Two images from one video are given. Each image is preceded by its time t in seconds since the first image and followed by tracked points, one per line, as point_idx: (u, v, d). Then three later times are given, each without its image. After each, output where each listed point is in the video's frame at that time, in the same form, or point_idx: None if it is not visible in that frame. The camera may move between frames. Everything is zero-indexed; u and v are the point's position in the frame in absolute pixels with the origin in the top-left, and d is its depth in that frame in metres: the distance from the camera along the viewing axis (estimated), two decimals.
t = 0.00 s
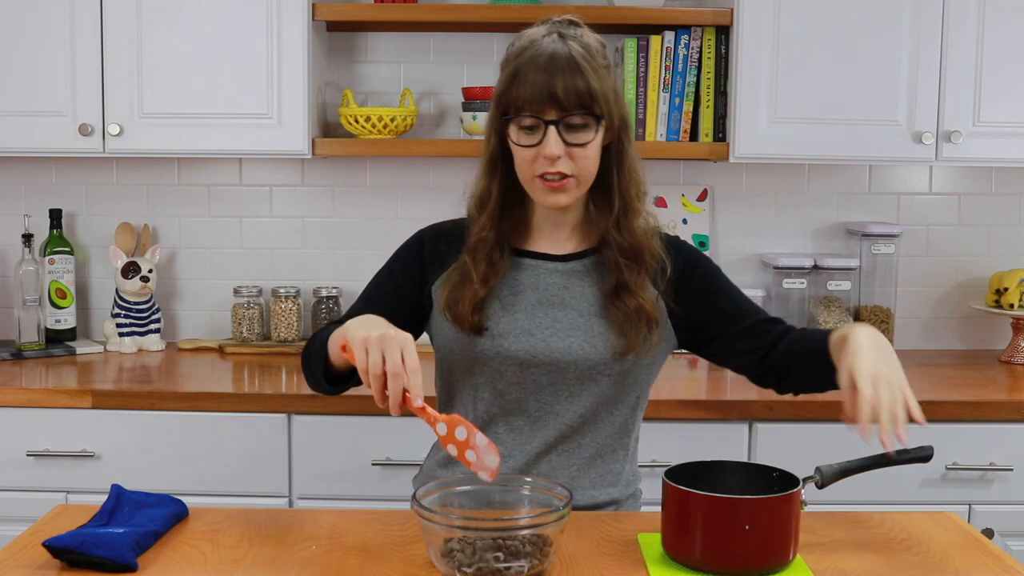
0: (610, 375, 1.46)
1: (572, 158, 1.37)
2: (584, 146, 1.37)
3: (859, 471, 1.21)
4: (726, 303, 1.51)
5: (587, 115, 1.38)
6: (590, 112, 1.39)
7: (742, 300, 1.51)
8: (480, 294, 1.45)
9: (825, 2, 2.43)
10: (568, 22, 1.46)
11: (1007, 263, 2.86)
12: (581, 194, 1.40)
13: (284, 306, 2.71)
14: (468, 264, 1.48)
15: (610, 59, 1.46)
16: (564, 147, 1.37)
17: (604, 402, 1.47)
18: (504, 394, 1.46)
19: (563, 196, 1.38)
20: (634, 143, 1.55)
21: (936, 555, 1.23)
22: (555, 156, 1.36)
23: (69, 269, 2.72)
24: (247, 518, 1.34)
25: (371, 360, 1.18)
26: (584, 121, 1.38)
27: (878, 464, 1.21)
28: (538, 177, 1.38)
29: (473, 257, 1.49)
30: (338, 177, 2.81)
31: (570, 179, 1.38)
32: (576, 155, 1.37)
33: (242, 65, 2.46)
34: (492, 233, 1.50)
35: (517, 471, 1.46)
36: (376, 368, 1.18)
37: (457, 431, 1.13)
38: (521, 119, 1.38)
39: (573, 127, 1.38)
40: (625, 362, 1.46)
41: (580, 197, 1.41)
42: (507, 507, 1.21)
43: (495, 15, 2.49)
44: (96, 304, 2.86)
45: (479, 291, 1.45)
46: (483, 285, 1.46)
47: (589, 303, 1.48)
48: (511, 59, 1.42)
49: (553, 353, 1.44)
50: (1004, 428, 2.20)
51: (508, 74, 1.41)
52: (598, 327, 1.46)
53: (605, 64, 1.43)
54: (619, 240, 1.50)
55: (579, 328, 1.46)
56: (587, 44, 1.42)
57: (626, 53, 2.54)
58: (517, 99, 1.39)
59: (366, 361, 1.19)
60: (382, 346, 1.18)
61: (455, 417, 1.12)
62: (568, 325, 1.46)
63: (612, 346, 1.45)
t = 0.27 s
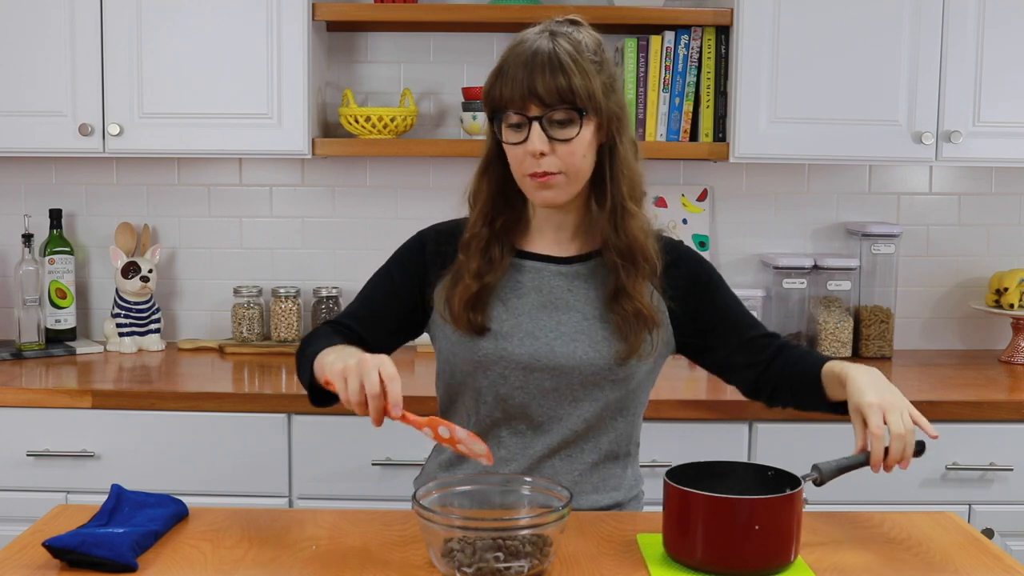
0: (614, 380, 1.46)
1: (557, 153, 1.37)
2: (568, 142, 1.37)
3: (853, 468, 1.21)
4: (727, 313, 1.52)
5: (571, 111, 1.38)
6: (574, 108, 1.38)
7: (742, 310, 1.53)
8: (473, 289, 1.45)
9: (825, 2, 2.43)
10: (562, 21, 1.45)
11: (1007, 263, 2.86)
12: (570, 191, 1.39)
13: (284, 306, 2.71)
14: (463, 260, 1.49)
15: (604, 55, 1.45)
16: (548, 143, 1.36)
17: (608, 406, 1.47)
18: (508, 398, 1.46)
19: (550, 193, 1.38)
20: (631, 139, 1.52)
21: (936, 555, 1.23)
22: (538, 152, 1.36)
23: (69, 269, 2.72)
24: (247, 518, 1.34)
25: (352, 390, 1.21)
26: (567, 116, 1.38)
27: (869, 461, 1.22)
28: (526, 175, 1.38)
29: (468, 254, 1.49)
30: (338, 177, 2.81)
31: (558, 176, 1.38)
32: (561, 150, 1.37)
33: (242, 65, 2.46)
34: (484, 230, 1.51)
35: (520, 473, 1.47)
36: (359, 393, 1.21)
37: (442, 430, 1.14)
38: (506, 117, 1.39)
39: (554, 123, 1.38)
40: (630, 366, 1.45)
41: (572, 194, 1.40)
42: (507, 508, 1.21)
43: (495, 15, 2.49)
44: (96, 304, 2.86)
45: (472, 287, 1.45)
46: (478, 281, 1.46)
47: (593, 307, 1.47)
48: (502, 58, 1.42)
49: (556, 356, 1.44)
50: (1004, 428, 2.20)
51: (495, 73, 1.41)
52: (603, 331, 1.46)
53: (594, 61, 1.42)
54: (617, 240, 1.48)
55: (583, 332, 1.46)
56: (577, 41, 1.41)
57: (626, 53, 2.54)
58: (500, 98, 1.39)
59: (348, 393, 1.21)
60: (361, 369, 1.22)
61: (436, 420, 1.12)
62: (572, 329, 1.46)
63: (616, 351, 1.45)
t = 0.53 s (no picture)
0: (618, 379, 1.46)
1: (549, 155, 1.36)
2: (558, 144, 1.37)
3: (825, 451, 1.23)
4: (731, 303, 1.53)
5: (561, 112, 1.37)
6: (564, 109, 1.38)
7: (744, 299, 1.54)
8: (473, 289, 1.45)
9: (825, 2, 2.43)
10: (555, 20, 1.45)
11: (1007, 263, 2.86)
12: (564, 196, 1.39)
13: (284, 306, 2.71)
14: (462, 261, 1.49)
15: (599, 53, 1.44)
16: (539, 146, 1.36)
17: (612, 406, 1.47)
18: (512, 397, 1.46)
19: (545, 196, 1.38)
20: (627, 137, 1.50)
21: (936, 555, 1.23)
22: (529, 156, 1.35)
23: (69, 269, 2.71)
24: (247, 518, 1.34)
25: (343, 386, 1.22)
26: (557, 118, 1.37)
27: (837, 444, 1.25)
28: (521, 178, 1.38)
29: (468, 254, 1.49)
30: (338, 177, 2.81)
31: (550, 180, 1.37)
32: (552, 153, 1.36)
33: (242, 65, 2.46)
34: (484, 233, 1.50)
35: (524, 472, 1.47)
36: (349, 399, 1.21)
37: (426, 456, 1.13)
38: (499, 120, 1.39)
39: (545, 124, 1.37)
40: (634, 366, 1.46)
41: (568, 198, 1.40)
42: (507, 508, 1.21)
43: (495, 15, 2.49)
44: (96, 304, 2.86)
45: (472, 287, 1.45)
46: (478, 284, 1.46)
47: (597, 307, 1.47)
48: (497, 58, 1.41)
49: (560, 356, 1.44)
50: (1004, 428, 2.20)
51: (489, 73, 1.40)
52: (607, 331, 1.46)
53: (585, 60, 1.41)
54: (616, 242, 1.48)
55: (587, 332, 1.46)
56: (570, 40, 1.41)
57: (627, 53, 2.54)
58: (492, 100, 1.39)
59: (337, 393, 1.22)
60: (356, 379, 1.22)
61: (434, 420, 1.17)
62: (577, 329, 1.46)
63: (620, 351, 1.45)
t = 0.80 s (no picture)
0: (619, 379, 1.46)
1: (546, 158, 1.37)
2: (556, 147, 1.37)
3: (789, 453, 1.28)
4: (734, 295, 1.54)
5: (555, 115, 1.37)
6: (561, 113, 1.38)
7: (745, 288, 1.55)
8: (471, 293, 1.45)
9: (825, 2, 2.43)
10: (553, 23, 1.44)
11: (1007, 263, 2.86)
12: (563, 196, 1.39)
13: (284, 306, 2.71)
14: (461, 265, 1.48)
15: (595, 55, 1.44)
16: (536, 149, 1.36)
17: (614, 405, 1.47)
18: (513, 396, 1.46)
19: (542, 200, 1.38)
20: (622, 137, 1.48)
21: (936, 555, 1.23)
22: (526, 159, 1.36)
23: (69, 270, 2.71)
24: (247, 518, 1.34)
25: (337, 397, 1.23)
26: (552, 121, 1.37)
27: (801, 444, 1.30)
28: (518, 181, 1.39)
29: (466, 257, 1.49)
30: (338, 177, 2.81)
31: (547, 182, 1.38)
32: (549, 156, 1.37)
33: (242, 65, 2.46)
34: (482, 234, 1.50)
35: (524, 470, 1.48)
36: (343, 410, 1.23)
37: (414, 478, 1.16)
38: (496, 123, 1.39)
39: (540, 127, 1.38)
40: (636, 366, 1.46)
41: (565, 200, 1.40)
42: (507, 508, 1.21)
43: (495, 15, 2.49)
44: (96, 304, 2.86)
45: (470, 291, 1.45)
46: (475, 286, 1.45)
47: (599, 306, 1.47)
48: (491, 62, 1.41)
49: (562, 356, 1.44)
50: (1003, 428, 2.20)
51: (485, 78, 1.41)
52: (609, 331, 1.46)
53: (581, 62, 1.41)
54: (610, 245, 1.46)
55: (590, 332, 1.46)
56: (564, 44, 1.41)
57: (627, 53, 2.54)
58: (488, 105, 1.39)
59: (331, 402, 1.24)
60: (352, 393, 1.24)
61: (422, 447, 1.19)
62: (579, 329, 1.46)
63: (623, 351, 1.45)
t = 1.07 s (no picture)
0: (620, 379, 1.46)
1: (563, 153, 1.37)
2: (574, 143, 1.37)
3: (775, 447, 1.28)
4: (731, 296, 1.54)
5: (574, 110, 1.38)
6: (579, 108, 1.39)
7: (744, 290, 1.55)
8: (470, 298, 1.45)
9: (825, 2, 2.43)
10: (561, 23, 1.45)
11: (1007, 263, 2.86)
12: (575, 192, 1.39)
13: (284, 306, 2.71)
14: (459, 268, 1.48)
15: (598, 54, 1.45)
16: (553, 145, 1.36)
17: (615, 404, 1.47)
18: (515, 397, 1.45)
19: (555, 195, 1.37)
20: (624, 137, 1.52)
21: (936, 555, 1.23)
22: (545, 154, 1.35)
23: (69, 270, 2.71)
24: (247, 518, 1.34)
25: (338, 364, 1.26)
26: (570, 115, 1.38)
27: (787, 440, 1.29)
28: (529, 176, 1.38)
29: (464, 262, 1.49)
30: (338, 177, 2.81)
31: (563, 177, 1.38)
32: (567, 150, 1.37)
33: (242, 65, 2.46)
34: (482, 238, 1.50)
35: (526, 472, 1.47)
36: (343, 375, 1.26)
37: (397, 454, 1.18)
38: (509, 119, 1.39)
39: (557, 123, 1.38)
40: (636, 365, 1.46)
41: (576, 195, 1.40)
42: (507, 508, 1.21)
43: (495, 15, 2.49)
44: (96, 304, 2.86)
45: (468, 296, 1.45)
46: (475, 292, 1.45)
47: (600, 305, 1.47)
48: (496, 60, 1.41)
49: (562, 357, 1.44)
50: (1003, 428, 2.20)
51: (492, 76, 1.40)
52: (610, 331, 1.46)
53: (590, 60, 1.42)
54: (614, 242, 1.48)
55: (590, 332, 1.46)
56: (572, 41, 1.41)
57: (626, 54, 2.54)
58: (502, 100, 1.39)
59: (330, 367, 1.26)
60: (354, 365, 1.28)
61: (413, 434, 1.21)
62: (579, 329, 1.45)
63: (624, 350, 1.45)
